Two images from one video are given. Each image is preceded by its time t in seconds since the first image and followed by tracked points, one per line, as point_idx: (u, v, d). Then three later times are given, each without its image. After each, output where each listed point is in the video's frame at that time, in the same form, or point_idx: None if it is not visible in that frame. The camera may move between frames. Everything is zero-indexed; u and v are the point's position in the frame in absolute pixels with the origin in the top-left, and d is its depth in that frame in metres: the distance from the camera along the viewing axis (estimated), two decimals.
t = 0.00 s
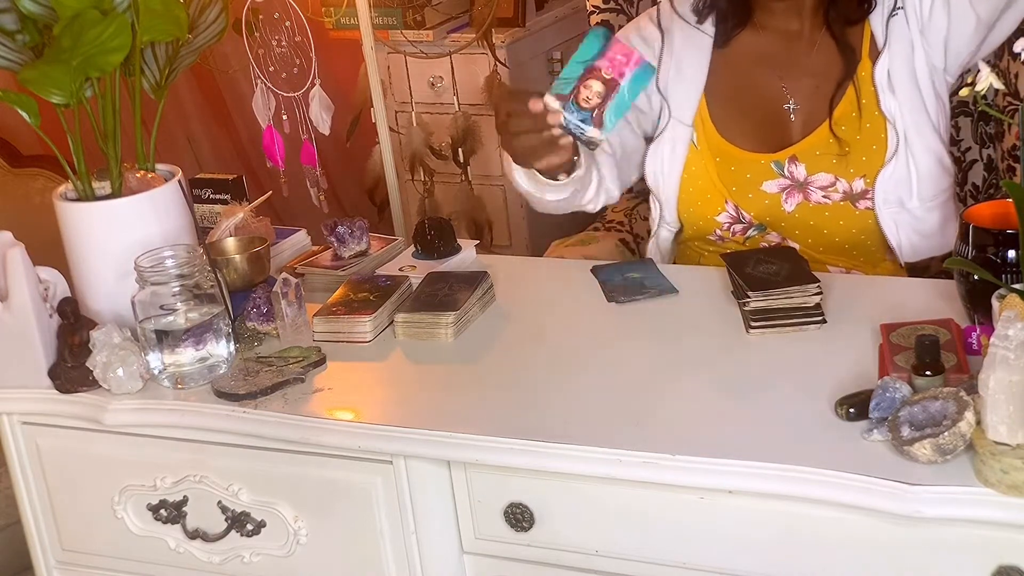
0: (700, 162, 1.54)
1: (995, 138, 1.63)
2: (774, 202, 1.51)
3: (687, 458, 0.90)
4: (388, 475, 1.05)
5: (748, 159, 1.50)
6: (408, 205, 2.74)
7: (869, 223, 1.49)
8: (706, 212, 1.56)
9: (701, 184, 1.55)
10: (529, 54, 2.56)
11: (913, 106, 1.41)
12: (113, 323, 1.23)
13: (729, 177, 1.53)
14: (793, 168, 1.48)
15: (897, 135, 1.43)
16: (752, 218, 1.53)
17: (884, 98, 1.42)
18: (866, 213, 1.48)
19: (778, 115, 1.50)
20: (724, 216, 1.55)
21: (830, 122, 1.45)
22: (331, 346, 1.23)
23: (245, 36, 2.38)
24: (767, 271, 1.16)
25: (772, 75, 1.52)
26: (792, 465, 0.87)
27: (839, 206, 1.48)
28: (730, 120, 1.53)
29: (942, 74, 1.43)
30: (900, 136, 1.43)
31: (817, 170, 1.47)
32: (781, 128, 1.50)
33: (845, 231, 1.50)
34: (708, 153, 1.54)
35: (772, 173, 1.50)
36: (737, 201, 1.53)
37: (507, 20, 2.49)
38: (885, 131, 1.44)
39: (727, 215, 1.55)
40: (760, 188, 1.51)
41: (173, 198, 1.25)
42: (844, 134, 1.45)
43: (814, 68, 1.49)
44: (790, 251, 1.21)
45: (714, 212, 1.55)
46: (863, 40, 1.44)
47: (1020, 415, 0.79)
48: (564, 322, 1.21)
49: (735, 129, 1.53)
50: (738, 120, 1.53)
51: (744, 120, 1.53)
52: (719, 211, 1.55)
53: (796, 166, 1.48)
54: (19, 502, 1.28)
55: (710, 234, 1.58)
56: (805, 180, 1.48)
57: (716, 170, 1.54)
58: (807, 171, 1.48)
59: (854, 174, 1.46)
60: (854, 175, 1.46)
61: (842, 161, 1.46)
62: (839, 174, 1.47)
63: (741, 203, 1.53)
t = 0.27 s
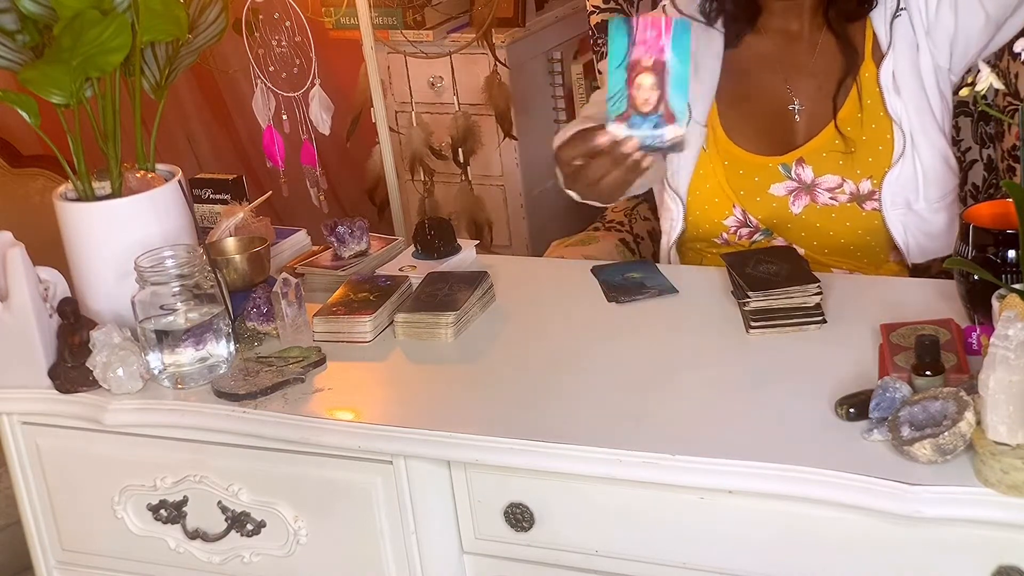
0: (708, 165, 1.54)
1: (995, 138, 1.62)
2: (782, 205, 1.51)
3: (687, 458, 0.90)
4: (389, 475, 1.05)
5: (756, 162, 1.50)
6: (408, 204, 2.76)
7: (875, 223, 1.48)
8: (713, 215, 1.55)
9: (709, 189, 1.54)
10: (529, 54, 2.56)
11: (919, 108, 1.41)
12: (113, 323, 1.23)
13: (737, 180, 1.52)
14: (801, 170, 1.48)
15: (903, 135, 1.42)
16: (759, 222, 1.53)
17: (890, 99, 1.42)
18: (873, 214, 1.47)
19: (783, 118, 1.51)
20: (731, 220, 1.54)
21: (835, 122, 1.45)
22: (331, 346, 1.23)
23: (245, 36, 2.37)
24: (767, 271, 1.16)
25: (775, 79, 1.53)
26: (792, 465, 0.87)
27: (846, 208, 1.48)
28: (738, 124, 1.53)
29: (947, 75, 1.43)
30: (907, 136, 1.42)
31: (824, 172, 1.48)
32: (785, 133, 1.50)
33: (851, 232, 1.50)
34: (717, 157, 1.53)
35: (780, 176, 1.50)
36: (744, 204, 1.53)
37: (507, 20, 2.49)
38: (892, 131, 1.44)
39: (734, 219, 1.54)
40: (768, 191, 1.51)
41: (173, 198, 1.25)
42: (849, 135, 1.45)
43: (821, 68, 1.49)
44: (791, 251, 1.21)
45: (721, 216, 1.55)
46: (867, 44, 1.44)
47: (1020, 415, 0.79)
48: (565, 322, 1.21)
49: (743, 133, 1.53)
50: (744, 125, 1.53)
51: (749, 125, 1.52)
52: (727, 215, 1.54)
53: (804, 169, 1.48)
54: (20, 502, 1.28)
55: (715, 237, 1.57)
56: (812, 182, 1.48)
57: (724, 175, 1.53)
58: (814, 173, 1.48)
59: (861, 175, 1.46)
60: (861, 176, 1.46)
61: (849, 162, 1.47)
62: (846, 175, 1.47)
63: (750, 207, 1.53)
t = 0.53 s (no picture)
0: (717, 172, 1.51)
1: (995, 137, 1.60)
2: (791, 211, 1.50)
3: (687, 458, 0.90)
4: (389, 475, 1.05)
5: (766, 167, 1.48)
6: (408, 202, 2.75)
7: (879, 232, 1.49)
8: (722, 220, 1.54)
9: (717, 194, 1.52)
10: (529, 54, 2.56)
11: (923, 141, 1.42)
12: (113, 323, 1.23)
13: (748, 185, 1.51)
14: (810, 177, 1.46)
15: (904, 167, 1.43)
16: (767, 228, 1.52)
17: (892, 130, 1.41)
18: (879, 224, 1.48)
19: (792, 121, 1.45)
20: (739, 225, 1.53)
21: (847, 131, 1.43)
22: (331, 345, 1.23)
23: (245, 36, 2.37)
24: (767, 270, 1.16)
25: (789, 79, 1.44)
26: (792, 465, 0.87)
27: (853, 217, 1.48)
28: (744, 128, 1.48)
29: (953, 110, 1.43)
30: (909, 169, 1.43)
31: (835, 180, 1.46)
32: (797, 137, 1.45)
33: (858, 240, 1.50)
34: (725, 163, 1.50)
35: (789, 182, 1.48)
36: (753, 210, 1.52)
37: (507, 20, 2.49)
38: (894, 157, 1.44)
39: (743, 224, 1.53)
40: (778, 197, 1.49)
41: (173, 198, 1.25)
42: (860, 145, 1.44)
43: (821, 63, 1.41)
44: (791, 251, 1.21)
45: (730, 220, 1.53)
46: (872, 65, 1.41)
47: (1020, 415, 0.79)
48: (565, 322, 1.21)
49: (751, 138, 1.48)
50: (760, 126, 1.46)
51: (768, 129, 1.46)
52: (735, 220, 1.53)
53: (814, 176, 1.46)
54: (20, 502, 1.28)
55: (724, 242, 1.56)
56: (823, 190, 1.47)
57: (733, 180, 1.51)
58: (824, 181, 1.46)
59: (870, 185, 1.46)
60: (870, 186, 1.46)
61: (858, 171, 1.45)
62: (856, 185, 1.46)
63: (758, 212, 1.52)
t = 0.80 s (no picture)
0: (719, 176, 1.53)
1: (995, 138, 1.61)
2: (790, 221, 1.52)
3: (687, 458, 0.90)
4: (389, 475, 1.05)
5: (768, 176, 1.50)
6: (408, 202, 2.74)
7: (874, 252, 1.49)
8: (722, 225, 1.55)
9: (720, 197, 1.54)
10: (529, 54, 2.56)
11: (907, 166, 1.41)
12: (113, 323, 1.23)
13: (747, 193, 1.52)
14: (811, 190, 1.49)
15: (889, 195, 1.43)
16: (766, 235, 1.53)
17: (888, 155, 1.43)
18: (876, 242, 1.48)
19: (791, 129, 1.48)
20: (739, 230, 1.55)
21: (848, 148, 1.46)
22: (331, 346, 1.23)
23: (245, 36, 2.37)
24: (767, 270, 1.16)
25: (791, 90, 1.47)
26: (792, 465, 0.87)
27: (852, 233, 1.49)
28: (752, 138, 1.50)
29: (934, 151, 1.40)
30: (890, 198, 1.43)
31: (835, 195, 1.48)
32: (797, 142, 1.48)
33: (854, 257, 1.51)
34: (729, 169, 1.52)
35: (790, 194, 1.50)
36: (753, 217, 1.53)
37: (507, 20, 2.49)
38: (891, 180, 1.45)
39: (742, 230, 1.55)
40: (778, 207, 1.51)
41: (173, 198, 1.25)
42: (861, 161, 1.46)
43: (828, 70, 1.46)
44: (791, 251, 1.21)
45: (729, 225, 1.55)
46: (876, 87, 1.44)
47: (1020, 415, 0.79)
48: (565, 322, 1.21)
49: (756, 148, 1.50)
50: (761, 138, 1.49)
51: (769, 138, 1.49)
52: (734, 226, 1.55)
53: (814, 189, 1.48)
54: (19, 502, 1.28)
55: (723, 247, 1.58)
56: (823, 204, 1.49)
57: (735, 186, 1.53)
58: (825, 195, 1.48)
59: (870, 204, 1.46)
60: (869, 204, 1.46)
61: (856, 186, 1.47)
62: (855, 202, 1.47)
63: (757, 219, 1.53)
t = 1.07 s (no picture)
0: (722, 188, 1.50)
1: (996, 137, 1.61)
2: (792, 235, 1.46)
3: (687, 458, 0.90)
4: (388, 475, 1.05)
5: (768, 189, 1.46)
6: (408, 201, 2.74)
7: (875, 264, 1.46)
8: (724, 237, 1.51)
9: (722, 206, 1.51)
10: (529, 54, 2.56)
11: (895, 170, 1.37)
12: (113, 323, 1.23)
13: (749, 204, 1.48)
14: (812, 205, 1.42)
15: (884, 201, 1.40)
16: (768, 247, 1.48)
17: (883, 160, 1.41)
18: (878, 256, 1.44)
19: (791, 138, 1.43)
20: (739, 242, 1.50)
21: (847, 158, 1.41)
22: (331, 346, 1.23)
23: (245, 36, 2.38)
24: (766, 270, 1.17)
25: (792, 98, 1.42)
26: (792, 465, 0.87)
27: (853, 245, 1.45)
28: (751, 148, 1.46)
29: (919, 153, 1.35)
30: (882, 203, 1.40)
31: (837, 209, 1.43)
32: (798, 154, 1.43)
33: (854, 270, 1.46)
34: (731, 178, 1.49)
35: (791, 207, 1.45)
36: (755, 229, 1.48)
37: (507, 20, 2.49)
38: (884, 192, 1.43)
39: (743, 242, 1.49)
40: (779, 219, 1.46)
41: (173, 198, 1.25)
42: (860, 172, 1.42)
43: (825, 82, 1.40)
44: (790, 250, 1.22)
45: (731, 238, 1.51)
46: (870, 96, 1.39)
47: (1020, 415, 0.79)
48: (565, 322, 1.21)
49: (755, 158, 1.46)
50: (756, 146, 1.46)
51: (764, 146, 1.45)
52: (736, 237, 1.51)
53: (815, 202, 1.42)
54: (20, 502, 1.28)
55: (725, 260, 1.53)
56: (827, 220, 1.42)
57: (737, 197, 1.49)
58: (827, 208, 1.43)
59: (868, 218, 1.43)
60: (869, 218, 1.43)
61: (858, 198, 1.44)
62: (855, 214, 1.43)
63: (759, 232, 1.48)
